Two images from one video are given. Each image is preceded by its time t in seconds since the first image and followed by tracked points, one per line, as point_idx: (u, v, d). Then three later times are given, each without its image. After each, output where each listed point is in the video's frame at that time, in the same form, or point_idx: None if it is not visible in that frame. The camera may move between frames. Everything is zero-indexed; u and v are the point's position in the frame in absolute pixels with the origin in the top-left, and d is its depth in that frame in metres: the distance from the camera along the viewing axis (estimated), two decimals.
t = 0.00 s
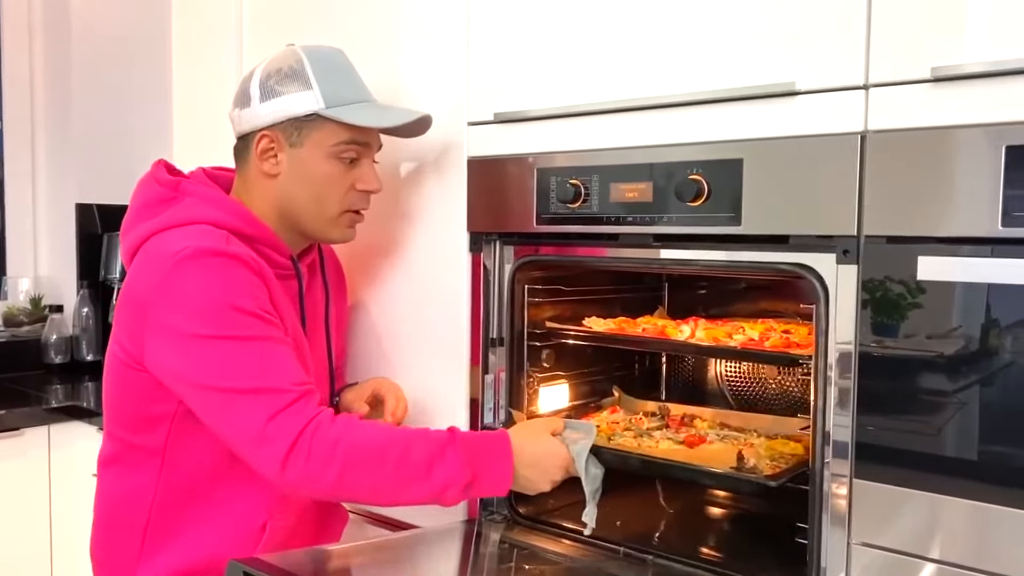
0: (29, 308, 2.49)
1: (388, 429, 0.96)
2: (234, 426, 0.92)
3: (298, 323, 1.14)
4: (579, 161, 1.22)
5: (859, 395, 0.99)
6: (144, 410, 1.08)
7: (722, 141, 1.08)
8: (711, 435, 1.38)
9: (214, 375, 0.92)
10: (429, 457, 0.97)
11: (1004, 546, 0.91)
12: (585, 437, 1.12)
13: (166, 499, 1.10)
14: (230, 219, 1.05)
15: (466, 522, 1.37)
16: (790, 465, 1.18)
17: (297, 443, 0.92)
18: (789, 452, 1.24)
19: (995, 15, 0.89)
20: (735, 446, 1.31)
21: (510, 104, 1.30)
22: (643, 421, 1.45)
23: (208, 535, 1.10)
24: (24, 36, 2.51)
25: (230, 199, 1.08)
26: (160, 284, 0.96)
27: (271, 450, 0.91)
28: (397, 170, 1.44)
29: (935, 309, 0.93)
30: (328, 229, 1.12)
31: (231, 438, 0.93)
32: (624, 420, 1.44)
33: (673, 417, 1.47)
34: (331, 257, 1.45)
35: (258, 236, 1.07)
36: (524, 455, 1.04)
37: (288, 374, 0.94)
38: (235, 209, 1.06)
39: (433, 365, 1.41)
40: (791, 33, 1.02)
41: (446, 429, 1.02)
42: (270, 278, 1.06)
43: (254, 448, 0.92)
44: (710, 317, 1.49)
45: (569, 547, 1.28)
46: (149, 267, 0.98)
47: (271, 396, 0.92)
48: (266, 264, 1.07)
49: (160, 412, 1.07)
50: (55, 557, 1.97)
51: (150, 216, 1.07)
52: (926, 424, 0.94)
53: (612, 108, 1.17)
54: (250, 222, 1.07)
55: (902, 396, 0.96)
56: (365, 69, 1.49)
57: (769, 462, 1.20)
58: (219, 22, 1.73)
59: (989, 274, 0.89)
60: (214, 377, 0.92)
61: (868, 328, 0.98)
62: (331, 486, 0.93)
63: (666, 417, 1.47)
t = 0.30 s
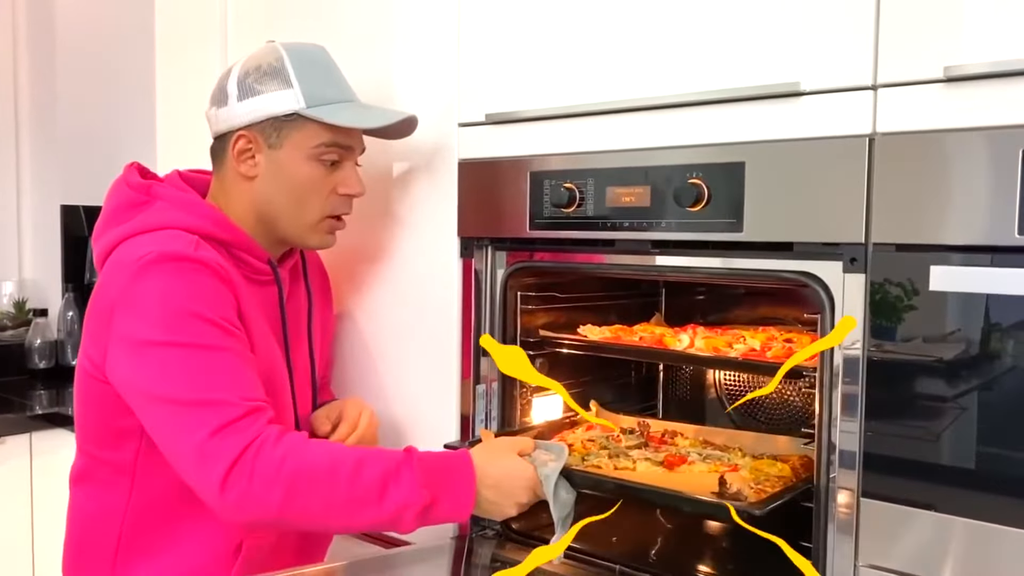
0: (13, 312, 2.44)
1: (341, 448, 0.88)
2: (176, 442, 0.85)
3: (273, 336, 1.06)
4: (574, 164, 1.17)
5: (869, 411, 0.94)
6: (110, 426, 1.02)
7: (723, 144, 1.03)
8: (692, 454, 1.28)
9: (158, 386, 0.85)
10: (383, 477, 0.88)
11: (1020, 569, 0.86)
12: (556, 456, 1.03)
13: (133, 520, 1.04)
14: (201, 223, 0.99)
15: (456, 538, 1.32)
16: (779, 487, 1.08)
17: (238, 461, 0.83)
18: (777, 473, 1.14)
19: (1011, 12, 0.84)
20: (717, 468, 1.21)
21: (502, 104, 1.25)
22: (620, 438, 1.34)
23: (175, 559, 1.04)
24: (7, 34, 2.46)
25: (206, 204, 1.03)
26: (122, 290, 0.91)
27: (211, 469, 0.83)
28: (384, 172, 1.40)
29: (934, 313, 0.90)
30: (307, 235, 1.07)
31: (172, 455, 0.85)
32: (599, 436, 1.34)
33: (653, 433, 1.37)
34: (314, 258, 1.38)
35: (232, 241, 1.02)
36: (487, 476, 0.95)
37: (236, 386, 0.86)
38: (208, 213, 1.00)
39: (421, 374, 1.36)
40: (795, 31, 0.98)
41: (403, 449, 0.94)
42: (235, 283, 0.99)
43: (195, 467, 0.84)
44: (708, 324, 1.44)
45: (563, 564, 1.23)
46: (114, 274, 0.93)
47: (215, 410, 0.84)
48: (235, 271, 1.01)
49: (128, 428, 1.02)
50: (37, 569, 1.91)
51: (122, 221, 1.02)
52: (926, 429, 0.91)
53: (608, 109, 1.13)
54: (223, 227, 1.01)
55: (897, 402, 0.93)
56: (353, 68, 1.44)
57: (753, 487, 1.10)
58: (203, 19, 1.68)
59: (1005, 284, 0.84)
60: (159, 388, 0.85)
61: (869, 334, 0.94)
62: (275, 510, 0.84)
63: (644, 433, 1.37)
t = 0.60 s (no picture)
0: None
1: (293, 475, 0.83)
2: (120, 465, 0.80)
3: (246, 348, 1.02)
4: (565, 166, 1.12)
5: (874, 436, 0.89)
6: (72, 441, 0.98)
7: (720, 145, 0.98)
8: (676, 473, 1.22)
9: (105, 403, 0.80)
10: (338, 507, 0.83)
11: None
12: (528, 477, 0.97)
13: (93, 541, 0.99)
14: (172, 230, 0.95)
15: (443, 555, 1.27)
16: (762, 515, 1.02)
17: (182, 489, 0.79)
18: (764, 496, 1.08)
19: None
20: (699, 492, 1.15)
21: (491, 103, 1.20)
22: (601, 455, 1.28)
23: None
24: None
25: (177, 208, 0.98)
26: (81, 300, 0.86)
27: (154, 495, 0.79)
28: (369, 173, 1.34)
29: (935, 314, 0.85)
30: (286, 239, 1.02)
31: (117, 477, 0.81)
32: (578, 453, 1.28)
33: (637, 449, 1.32)
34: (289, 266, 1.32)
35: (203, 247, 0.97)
36: (450, 504, 0.89)
37: (188, 407, 0.81)
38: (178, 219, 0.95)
39: (407, 384, 1.31)
40: (797, 27, 0.93)
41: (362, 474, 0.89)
42: (204, 294, 0.94)
43: (137, 492, 0.80)
44: (706, 330, 1.39)
45: None
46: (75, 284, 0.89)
47: (162, 433, 0.80)
48: (203, 281, 0.96)
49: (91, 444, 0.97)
50: None
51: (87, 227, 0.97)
52: (927, 436, 0.86)
53: (600, 108, 1.08)
54: (194, 233, 0.96)
55: (897, 407, 0.88)
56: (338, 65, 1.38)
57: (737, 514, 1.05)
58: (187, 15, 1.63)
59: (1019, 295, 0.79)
60: (105, 409, 0.80)
61: (872, 336, 0.89)
62: (218, 540, 0.80)
63: (628, 448, 1.32)
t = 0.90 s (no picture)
0: None
1: (246, 497, 0.82)
2: (70, 482, 0.80)
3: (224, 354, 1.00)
4: (559, 167, 1.08)
5: (879, 453, 0.85)
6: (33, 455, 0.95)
7: (721, 146, 0.94)
8: (663, 490, 1.17)
9: (59, 417, 0.79)
10: (294, 530, 0.82)
11: None
12: (501, 493, 0.95)
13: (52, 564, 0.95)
14: (147, 235, 0.92)
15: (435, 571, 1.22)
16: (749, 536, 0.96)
17: (129, 510, 0.78)
18: (756, 517, 1.03)
19: None
20: (685, 511, 1.08)
21: (482, 103, 1.16)
22: (588, 472, 1.23)
23: None
24: None
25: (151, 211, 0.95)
26: (44, 309, 0.85)
27: (99, 517, 0.78)
28: (357, 175, 1.30)
29: (938, 318, 0.81)
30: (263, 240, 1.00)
31: (67, 494, 0.80)
32: (562, 468, 1.23)
33: (627, 464, 1.26)
34: (270, 275, 1.28)
35: (178, 252, 0.95)
36: (416, 527, 0.87)
37: (143, 422, 0.80)
38: (152, 223, 0.93)
39: (396, 393, 1.27)
40: (801, 21, 0.88)
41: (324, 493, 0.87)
42: (175, 302, 0.91)
43: (86, 509, 0.79)
44: (708, 336, 1.34)
45: None
46: (41, 291, 0.87)
47: (113, 451, 0.78)
48: (174, 288, 0.94)
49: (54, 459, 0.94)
50: None
51: (58, 233, 0.94)
52: (932, 443, 0.82)
53: (595, 108, 1.04)
54: (170, 237, 0.94)
55: (902, 412, 0.83)
56: (325, 63, 1.34)
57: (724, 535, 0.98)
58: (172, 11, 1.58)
59: None
60: (58, 423, 0.79)
61: (879, 340, 0.85)
62: (166, 564, 0.79)
63: (617, 464, 1.27)
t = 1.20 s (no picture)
0: None
1: (204, 511, 0.83)
2: (28, 489, 0.81)
3: (205, 356, 1.00)
4: (554, 165, 1.05)
5: (882, 456, 0.82)
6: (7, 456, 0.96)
7: (719, 142, 0.91)
8: (649, 501, 1.13)
9: (22, 423, 0.81)
10: (253, 542, 0.82)
11: None
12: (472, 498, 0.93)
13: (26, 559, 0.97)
14: (125, 236, 0.93)
15: None
16: (735, 550, 0.92)
17: (83, 520, 0.79)
18: (745, 529, 1.01)
19: None
20: (670, 521, 1.05)
21: (477, 100, 1.13)
22: (572, 480, 1.20)
23: None
24: None
25: (131, 211, 0.96)
26: (18, 310, 0.87)
27: (53, 526, 0.80)
28: (350, 174, 1.28)
29: (950, 320, 0.78)
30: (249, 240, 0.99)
31: (26, 502, 0.82)
32: (545, 476, 1.19)
33: (614, 474, 1.23)
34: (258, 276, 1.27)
35: (158, 253, 0.96)
36: (381, 537, 0.87)
37: (104, 432, 0.81)
38: (130, 224, 0.94)
39: (389, 396, 1.24)
40: (802, 14, 0.86)
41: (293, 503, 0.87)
42: (150, 304, 0.92)
43: (41, 516, 0.81)
44: (709, 338, 1.32)
45: None
46: (17, 292, 0.89)
47: (70, 460, 0.79)
48: (152, 290, 0.95)
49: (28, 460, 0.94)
50: None
51: (38, 232, 0.96)
52: (941, 446, 0.78)
53: (591, 104, 1.01)
54: (150, 238, 0.95)
55: (906, 416, 0.80)
56: (320, 60, 1.32)
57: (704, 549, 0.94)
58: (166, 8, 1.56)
59: None
60: (20, 429, 0.81)
61: (884, 342, 0.82)
62: None
63: (604, 473, 1.23)
